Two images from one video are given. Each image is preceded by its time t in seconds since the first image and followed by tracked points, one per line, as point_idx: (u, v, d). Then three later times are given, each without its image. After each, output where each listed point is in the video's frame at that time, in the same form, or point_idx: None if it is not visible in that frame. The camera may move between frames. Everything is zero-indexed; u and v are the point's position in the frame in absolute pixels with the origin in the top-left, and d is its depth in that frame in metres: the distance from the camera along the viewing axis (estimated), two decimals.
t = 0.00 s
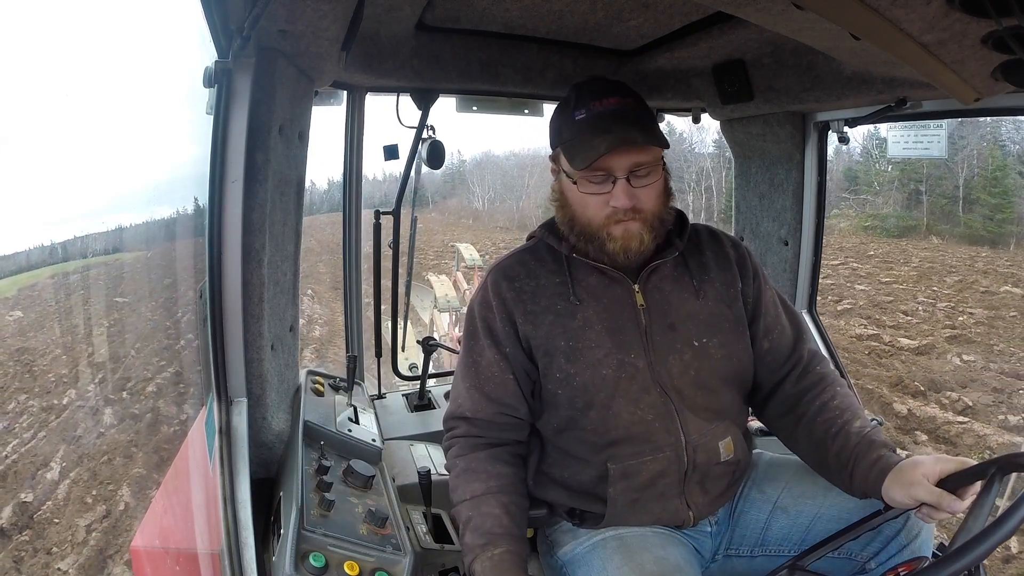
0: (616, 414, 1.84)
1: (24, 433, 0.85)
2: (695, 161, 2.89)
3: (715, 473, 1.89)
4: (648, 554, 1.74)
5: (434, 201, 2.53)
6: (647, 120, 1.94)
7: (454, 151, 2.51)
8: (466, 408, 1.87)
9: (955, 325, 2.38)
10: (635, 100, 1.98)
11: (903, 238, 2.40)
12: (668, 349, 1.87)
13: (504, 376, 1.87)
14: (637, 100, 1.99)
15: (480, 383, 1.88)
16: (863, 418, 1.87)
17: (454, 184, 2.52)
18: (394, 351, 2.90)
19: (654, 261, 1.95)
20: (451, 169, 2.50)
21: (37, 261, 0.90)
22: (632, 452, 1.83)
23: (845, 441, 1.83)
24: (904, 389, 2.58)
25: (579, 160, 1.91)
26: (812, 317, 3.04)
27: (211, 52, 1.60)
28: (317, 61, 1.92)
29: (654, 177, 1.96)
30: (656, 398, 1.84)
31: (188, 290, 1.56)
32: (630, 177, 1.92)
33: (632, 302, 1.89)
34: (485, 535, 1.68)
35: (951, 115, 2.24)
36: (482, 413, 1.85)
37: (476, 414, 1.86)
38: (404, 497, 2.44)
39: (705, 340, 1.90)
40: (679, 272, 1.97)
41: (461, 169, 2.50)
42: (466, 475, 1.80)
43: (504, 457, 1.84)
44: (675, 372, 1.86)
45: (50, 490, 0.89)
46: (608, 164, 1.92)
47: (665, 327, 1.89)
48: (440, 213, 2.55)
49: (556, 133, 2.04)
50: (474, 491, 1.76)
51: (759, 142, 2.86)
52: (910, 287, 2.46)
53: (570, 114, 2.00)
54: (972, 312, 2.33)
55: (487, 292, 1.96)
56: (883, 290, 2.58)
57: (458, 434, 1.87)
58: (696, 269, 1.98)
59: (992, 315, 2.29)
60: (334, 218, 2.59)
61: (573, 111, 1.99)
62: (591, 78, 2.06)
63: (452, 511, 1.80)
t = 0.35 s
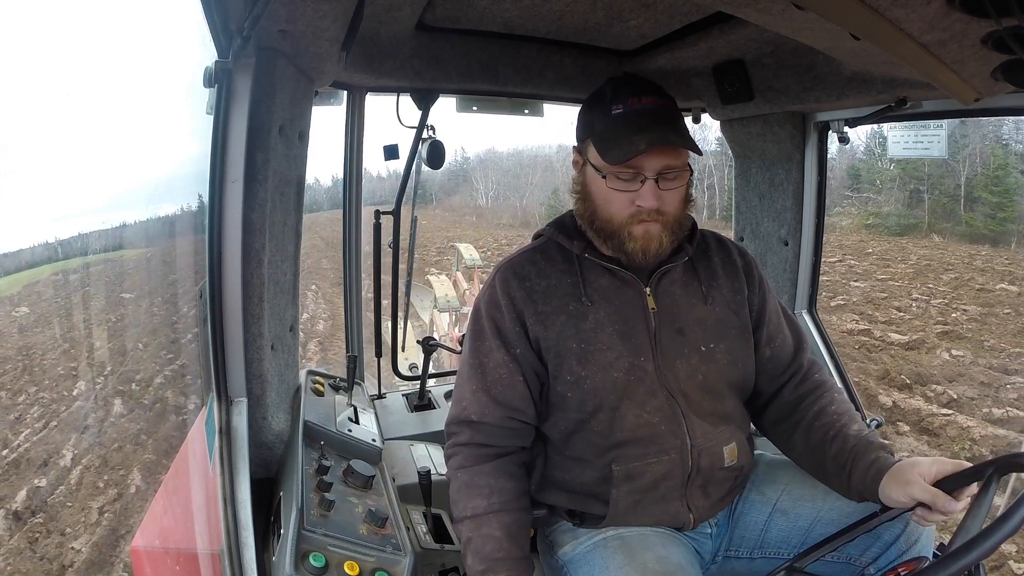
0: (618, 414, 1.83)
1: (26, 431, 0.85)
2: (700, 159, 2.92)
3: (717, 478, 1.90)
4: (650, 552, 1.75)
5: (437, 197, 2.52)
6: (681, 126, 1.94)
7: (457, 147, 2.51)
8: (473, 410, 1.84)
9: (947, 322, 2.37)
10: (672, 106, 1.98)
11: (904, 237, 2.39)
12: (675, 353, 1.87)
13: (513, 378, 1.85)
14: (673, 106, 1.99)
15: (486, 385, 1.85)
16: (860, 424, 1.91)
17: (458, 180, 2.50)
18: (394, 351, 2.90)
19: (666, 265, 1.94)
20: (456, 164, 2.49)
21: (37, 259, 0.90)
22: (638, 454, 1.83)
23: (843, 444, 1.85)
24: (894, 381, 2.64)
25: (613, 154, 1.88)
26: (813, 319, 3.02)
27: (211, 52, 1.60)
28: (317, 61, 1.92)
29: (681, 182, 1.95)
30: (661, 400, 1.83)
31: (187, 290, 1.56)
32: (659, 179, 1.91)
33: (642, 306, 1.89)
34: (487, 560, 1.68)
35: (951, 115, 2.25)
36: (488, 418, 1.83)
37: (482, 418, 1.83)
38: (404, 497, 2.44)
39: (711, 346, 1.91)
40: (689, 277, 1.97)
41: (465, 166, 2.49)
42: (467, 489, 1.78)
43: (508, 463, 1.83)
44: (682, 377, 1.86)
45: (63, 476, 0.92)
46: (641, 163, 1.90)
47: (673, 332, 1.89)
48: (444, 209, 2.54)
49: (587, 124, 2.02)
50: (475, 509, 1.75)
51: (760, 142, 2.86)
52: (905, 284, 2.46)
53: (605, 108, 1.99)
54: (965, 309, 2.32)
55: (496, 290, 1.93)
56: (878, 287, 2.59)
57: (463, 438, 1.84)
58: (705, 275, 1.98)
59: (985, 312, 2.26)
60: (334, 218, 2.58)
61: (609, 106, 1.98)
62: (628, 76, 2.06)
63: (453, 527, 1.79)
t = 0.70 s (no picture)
0: (618, 414, 1.83)
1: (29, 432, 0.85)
2: (702, 157, 2.93)
3: (717, 478, 1.90)
4: (652, 552, 1.75)
5: (443, 195, 2.53)
6: (667, 128, 1.94)
7: (460, 147, 2.51)
8: (469, 412, 1.84)
9: (939, 316, 2.47)
10: (657, 107, 1.97)
11: (906, 233, 2.41)
12: (673, 352, 1.87)
13: (510, 379, 1.85)
14: (659, 107, 1.98)
15: (482, 387, 1.86)
16: (861, 422, 1.90)
17: (463, 179, 2.51)
18: (394, 351, 2.90)
19: (660, 268, 1.94)
20: (459, 161, 2.50)
21: (37, 260, 0.90)
22: (638, 454, 1.83)
23: (843, 442, 1.85)
24: (882, 374, 2.75)
25: (598, 161, 1.88)
26: (813, 317, 3.03)
27: (211, 53, 1.60)
28: (318, 61, 1.92)
29: (670, 183, 1.94)
30: (662, 400, 1.83)
31: (187, 290, 1.56)
32: (646, 183, 1.90)
33: (639, 306, 1.88)
34: (477, 560, 1.67)
35: (952, 115, 2.24)
36: (484, 419, 1.83)
37: (478, 420, 1.83)
38: (404, 497, 2.44)
39: (710, 345, 1.91)
40: (686, 276, 1.96)
41: (468, 163, 2.50)
42: (461, 489, 1.78)
43: (505, 464, 1.83)
44: (681, 377, 1.86)
45: (72, 468, 0.95)
46: (626, 168, 1.90)
47: (671, 331, 1.89)
48: (449, 207, 2.55)
49: (575, 130, 2.02)
50: (469, 508, 1.75)
51: (759, 142, 2.86)
52: (901, 280, 2.52)
53: (591, 114, 1.99)
54: (959, 304, 2.40)
55: (493, 292, 1.93)
56: (874, 283, 2.67)
57: (460, 440, 1.84)
58: (703, 274, 1.98)
59: (980, 308, 2.34)
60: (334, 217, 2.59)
61: (595, 111, 1.98)
62: (615, 79, 2.05)
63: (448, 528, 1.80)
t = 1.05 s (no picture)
0: (620, 415, 1.83)
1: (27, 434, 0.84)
2: (702, 155, 2.92)
3: (718, 479, 1.90)
4: (651, 553, 1.75)
5: (447, 193, 2.54)
6: (665, 116, 1.97)
7: (462, 146, 2.52)
8: (466, 415, 1.85)
9: (931, 311, 2.41)
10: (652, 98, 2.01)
11: (907, 229, 2.36)
12: (672, 355, 1.87)
13: (507, 383, 1.85)
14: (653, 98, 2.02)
15: (480, 390, 1.86)
16: (901, 386, 1.87)
17: (465, 177, 2.53)
18: (394, 350, 2.90)
19: (663, 264, 1.94)
20: (461, 160, 2.51)
21: (38, 262, 0.90)
22: (639, 457, 1.83)
23: (884, 414, 1.82)
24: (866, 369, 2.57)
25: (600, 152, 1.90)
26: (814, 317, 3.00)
27: (211, 52, 1.60)
28: (317, 61, 1.92)
29: (673, 172, 1.96)
30: (661, 403, 1.83)
31: (187, 290, 1.55)
32: (650, 171, 1.92)
33: (639, 307, 1.88)
34: (481, 561, 1.68)
35: (952, 115, 2.26)
36: (482, 423, 1.83)
37: (476, 424, 1.83)
38: (403, 497, 2.44)
39: (711, 346, 1.90)
40: (686, 276, 1.96)
41: (471, 162, 2.51)
42: (462, 492, 1.79)
43: (505, 467, 1.83)
44: (681, 379, 1.86)
45: (71, 470, 0.95)
46: (629, 157, 1.92)
47: (670, 332, 1.88)
48: (452, 204, 2.56)
49: (570, 128, 2.03)
50: (471, 511, 1.75)
51: (759, 141, 2.86)
52: (895, 276, 2.46)
53: (586, 109, 2.00)
54: (952, 298, 2.34)
55: (489, 295, 1.93)
56: (867, 279, 2.61)
57: (458, 443, 1.84)
58: (703, 272, 1.97)
59: (971, 302, 2.31)
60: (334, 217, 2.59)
61: (590, 105, 2.00)
62: (606, 75, 2.08)
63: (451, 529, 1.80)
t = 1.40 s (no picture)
0: (621, 416, 1.83)
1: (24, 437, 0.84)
2: (702, 146, 2.96)
3: (719, 481, 1.91)
4: (652, 552, 1.76)
5: (446, 187, 2.55)
6: (664, 121, 1.92)
7: (462, 138, 2.53)
8: (464, 426, 1.85)
9: (920, 299, 2.42)
10: (650, 101, 1.96)
11: (905, 220, 2.37)
12: (672, 365, 1.85)
13: (505, 395, 1.85)
14: (651, 102, 1.97)
15: (478, 401, 1.86)
16: (914, 380, 1.86)
17: (466, 171, 2.53)
18: (394, 350, 2.90)
19: (663, 274, 1.91)
20: (462, 154, 2.51)
21: (37, 263, 0.90)
22: (640, 462, 1.84)
23: (899, 409, 1.82)
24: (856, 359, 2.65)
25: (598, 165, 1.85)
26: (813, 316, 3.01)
27: (211, 52, 1.60)
28: (317, 61, 1.92)
29: (674, 179, 1.91)
30: (662, 414, 1.83)
31: (187, 291, 1.55)
32: (650, 182, 1.88)
33: (640, 312, 1.87)
34: (485, 560, 1.68)
35: (952, 115, 2.25)
36: (480, 434, 1.84)
37: (474, 435, 1.84)
38: (403, 497, 2.44)
39: (713, 355, 1.88)
40: (685, 283, 1.94)
41: (470, 155, 2.52)
42: (462, 494, 1.79)
43: (503, 471, 1.83)
44: (680, 389, 1.85)
45: (71, 471, 0.95)
46: (628, 169, 1.87)
47: (670, 344, 1.87)
48: (451, 200, 2.57)
49: (566, 136, 2.00)
50: (471, 513, 1.75)
51: (759, 141, 2.86)
52: (889, 265, 2.48)
53: (582, 116, 1.97)
54: (944, 288, 2.34)
55: (487, 305, 1.93)
56: (861, 269, 2.67)
57: (457, 453, 1.85)
58: (703, 278, 1.96)
59: (963, 291, 2.29)
60: (333, 217, 2.59)
61: (585, 113, 1.96)
62: (602, 75, 2.03)
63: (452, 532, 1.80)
